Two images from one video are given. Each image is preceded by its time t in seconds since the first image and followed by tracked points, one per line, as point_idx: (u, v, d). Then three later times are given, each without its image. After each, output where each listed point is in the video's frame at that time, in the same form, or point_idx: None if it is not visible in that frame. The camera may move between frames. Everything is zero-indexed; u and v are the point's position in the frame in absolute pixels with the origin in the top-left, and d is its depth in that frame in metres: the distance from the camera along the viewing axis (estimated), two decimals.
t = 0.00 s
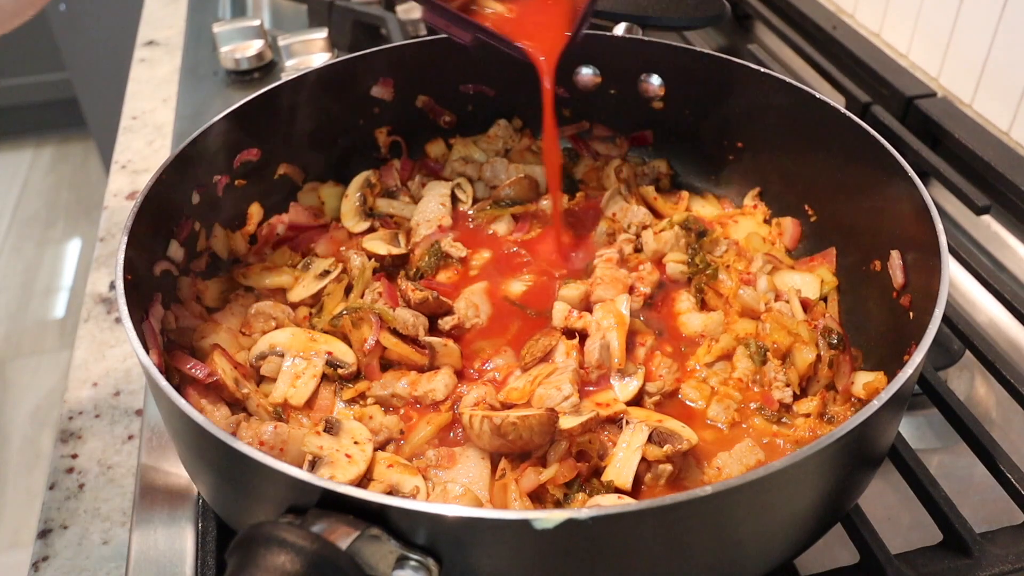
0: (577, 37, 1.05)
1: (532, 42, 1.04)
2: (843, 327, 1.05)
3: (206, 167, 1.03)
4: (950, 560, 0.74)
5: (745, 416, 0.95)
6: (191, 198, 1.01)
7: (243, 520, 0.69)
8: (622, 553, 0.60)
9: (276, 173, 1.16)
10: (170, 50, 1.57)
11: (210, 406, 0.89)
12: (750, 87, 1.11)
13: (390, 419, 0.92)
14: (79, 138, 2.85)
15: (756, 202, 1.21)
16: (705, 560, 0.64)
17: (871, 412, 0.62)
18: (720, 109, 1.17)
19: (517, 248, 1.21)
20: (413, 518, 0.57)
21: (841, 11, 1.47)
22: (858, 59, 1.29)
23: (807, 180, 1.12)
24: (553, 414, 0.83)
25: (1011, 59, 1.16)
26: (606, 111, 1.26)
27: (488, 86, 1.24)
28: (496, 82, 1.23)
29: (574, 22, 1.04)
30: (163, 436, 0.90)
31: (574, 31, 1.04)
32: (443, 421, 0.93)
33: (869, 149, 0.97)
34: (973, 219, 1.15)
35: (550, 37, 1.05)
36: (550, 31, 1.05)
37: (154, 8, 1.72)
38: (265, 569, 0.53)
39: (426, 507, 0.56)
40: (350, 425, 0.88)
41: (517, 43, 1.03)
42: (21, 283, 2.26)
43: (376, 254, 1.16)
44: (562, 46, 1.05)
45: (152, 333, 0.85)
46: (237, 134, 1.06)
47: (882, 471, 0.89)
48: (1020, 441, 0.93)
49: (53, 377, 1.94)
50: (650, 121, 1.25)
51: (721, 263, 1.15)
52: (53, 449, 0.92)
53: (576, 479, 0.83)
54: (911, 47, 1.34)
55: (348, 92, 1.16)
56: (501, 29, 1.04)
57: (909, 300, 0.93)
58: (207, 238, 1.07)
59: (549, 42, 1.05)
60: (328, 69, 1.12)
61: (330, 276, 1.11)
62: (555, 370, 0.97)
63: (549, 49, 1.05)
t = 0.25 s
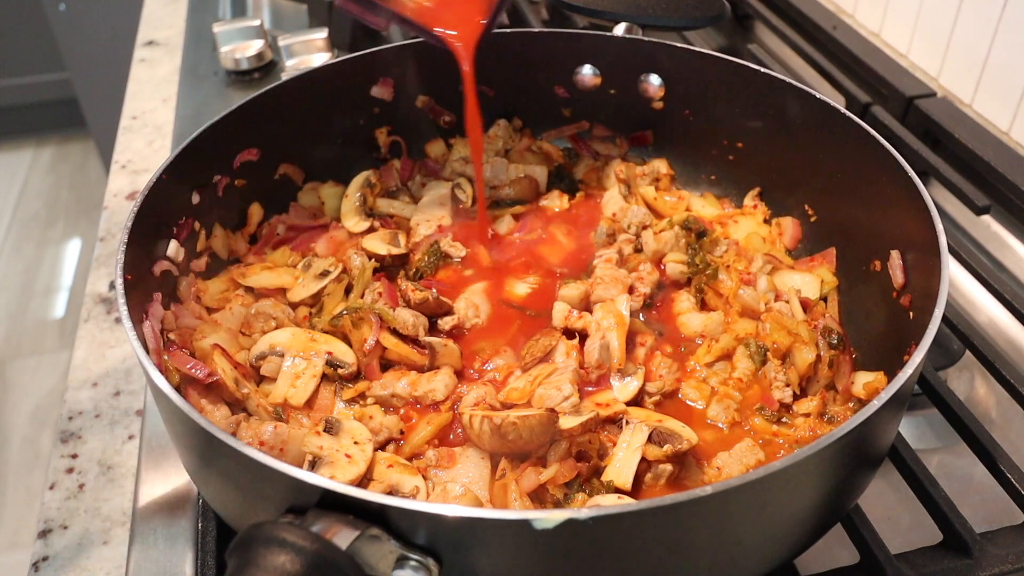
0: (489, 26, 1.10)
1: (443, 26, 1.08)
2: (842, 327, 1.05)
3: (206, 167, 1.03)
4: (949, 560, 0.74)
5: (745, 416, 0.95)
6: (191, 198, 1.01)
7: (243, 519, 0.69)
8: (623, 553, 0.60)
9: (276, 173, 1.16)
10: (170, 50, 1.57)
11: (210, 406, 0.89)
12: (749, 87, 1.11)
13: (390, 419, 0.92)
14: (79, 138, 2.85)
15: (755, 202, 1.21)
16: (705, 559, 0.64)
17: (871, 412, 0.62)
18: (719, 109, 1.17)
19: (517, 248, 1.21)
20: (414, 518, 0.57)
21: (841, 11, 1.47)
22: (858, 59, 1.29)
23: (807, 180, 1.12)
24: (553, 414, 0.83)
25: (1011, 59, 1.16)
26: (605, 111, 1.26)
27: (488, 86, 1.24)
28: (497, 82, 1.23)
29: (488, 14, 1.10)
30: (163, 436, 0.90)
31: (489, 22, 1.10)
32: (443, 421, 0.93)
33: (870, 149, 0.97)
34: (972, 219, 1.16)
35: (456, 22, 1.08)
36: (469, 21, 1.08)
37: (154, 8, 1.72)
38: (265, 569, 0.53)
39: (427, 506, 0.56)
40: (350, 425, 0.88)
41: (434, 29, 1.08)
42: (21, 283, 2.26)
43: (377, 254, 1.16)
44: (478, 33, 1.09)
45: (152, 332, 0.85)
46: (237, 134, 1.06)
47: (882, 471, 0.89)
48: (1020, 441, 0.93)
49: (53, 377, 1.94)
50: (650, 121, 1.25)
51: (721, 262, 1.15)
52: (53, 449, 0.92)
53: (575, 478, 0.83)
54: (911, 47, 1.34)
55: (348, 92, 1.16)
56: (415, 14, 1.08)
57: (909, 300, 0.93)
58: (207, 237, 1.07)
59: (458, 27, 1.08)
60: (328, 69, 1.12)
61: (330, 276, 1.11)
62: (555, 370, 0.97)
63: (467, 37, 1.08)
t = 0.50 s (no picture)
0: (406, 40, 1.05)
1: (358, 35, 1.03)
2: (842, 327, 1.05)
3: (206, 167, 1.03)
4: (950, 560, 0.74)
5: (745, 416, 0.95)
6: (191, 198, 1.01)
7: (243, 519, 0.69)
8: (623, 553, 0.60)
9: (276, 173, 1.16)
10: (170, 50, 1.57)
11: (209, 406, 0.89)
12: (750, 88, 1.11)
13: (389, 419, 0.92)
14: (79, 138, 2.85)
15: (755, 202, 1.21)
16: (705, 559, 0.64)
17: (872, 412, 0.62)
18: (719, 109, 1.17)
19: (517, 248, 1.21)
20: (414, 519, 0.57)
21: (841, 11, 1.47)
22: (858, 59, 1.29)
23: (807, 181, 1.12)
24: (553, 414, 0.83)
25: (1011, 59, 1.16)
26: (605, 111, 1.26)
27: (488, 86, 1.24)
28: (497, 82, 1.23)
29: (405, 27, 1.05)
30: (163, 436, 0.90)
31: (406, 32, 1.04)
32: (443, 421, 0.93)
33: (870, 150, 0.97)
34: (972, 219, 1.16)
35: (378, 32, 1.04)
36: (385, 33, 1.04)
37: (153, 8, 1.72)
38: (265, 569, 0.53)
39: (427, 507, 0.56)
40: (350, 425, 0.88)
41: (349, 39, 1.02)
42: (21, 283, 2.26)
43: (376, 254, 1.15)
44: (394, 45, 1.04)
45: (152, 332, 0.85)
46: (237, 134, 1.06)
47: (882, 471, 0.89)
48: (1021, 441, 0.93)
49: (53, 377, 1.95)
50: (650, 121, 1.25)
51: (721, 262, 1.15)
52: (53, 449, 0.92)
53: (575, 478, 0.83)
54: (911, 47, 1.34)
55: (348, 92, 1.16)
56: (332, 28, 1.02)
57: (909, 300, 0.93)
58: (207, 238, 1.07)
59: (380, 37, 1.04)
60: (328, 69, 1.11)
61: (330, 276, 1.11)
62: (555, 370, 0.97)
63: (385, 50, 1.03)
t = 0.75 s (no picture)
0: (354, 74, 0.92)
1: (303, 69, 0.90)
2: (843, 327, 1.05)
3: (206, 167, 1.02)
4: (950, 560, 0.74)
5: (745, 416, 0.95)
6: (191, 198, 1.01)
7: (243, 519, 0.69)
8: (623, 553, 0.60)
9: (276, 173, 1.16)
10: (170, 50, 1.57)
11: (209, 407, 0.89)
12: (749, 88, 1.11)
13: (389, 419, 0.92)
14: (79, 139, 2.85)
15: (756, 202, 1.21)
16: (705, 559, 0.64)
17: (872, 412, 0.62)
18: (719, 110, 1.17)
19: (517, 249, 1.21)
20: (414, 519, 0.57)
21: (841, 11, 1.47)
22: (858, 60, 1.29)
23: (807, 181, 1.12)
24: (553, 414, 0.83)
25: (1011, 59, 1.16)
26: (605, 111, 1.26)
27: (488, 86, 1.24)
28: (497, 82, 1.23)
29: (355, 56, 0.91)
30: (163, 436, 0.90)
31: (352, 66, 0.91)
32: (443, 421, 0.93)
33: (870, 150, 0.97)
34: (972, 219, 1.16)
35: (325, 64, 0.91)
36: (335, 62, 0.91)
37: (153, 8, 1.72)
38: (265, 569, 0.53)
39: (427, 507, 0.56)
40: (350, 425, 0.87)
41: (292, 72, 0.89)
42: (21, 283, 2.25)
43: (377, 255, 1.16)
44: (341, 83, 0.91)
45: (152, 332, 0.85)
46: (236, 135, 1.06)
47: (882, 471, 0.89)
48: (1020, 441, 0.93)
49: (53, 377, 1.95)
50: (650, 121, 1.25)
51: (721, 262, 1.15)
52: (53, 449, 0.92)
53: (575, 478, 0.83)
54: (911, 47, 1.34)
55: (348, 92, 1.16)
56: (279, 60, 0.89)
57: (909, 300, 0.93)
58: (207, 238, 1.07)
59: (326, 72, 0.91)
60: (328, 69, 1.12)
61: (330, 276, 1.11)
62: (555, 371, 0.97)
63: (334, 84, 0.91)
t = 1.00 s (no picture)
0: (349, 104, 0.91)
1: (297, 95, 0.89)
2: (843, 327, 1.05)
3: (206, 168, 1.03)
4: (950, 560, 0.74)
5: (745, 416, 0.95)
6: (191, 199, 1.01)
7: (243, 519, 0.69)
8: (623, 553, 0.60)
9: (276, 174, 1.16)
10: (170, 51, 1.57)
11: (210, 407, 0.89)
12: (749, 88, 1.11)
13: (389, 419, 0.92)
14: (78, 139, 2.85)
15: (756, 202, 1.20)
16: (705, 559, 0.64)
17: (871, 412, 0.62)
18: (719, 110, 1.17)
19: (517, 249, 1.21)
20: (414, 519, 0.57)
21: (841, 11, 1.47)
22: (858, 60, 1.29)
23: (806, 180, 1.12)
24: (553, 414, 0.83)
25: (1011, 59, 1.16)
26: (605, 111, 1.26)
27: (488, 86, 1.24)
28: (497, 82, 1.23)
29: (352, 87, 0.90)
30: (162, 437, 0.90)
31: (346, 97, 0.90)
32: (443, 421, 0.93)
33: (869, 150, 0.97)
34: (972, 219, 1.16)
35: (320, 91, 0.90)
36: (332, 91, 0.91)
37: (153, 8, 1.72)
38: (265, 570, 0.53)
39: (427, 507, 0.56)
40: (350, 425, 0.87)
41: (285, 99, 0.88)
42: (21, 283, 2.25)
43: (377, 255, 1.16)
44: (335, 113, 0.90)
45: (152, 332, 0.85)
46: (236, 135, 1.06)
47: (882, 471, 0.89)
48: (1021, 441, 0.93)
49: (53, 377, 1.95)
50: (650, 121, 1.25)
51: (721, 262, 1.15)
52: (53, 449, 0.92)
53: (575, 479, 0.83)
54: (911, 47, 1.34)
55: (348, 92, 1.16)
56: (273, 87, 0.89)
57: (909, 300, 0.93)
58: (207, 238, 1.07)
59: (320, 100, 0.90)
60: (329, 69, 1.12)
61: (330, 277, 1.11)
62: (555, 371, 0.97)
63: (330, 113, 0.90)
